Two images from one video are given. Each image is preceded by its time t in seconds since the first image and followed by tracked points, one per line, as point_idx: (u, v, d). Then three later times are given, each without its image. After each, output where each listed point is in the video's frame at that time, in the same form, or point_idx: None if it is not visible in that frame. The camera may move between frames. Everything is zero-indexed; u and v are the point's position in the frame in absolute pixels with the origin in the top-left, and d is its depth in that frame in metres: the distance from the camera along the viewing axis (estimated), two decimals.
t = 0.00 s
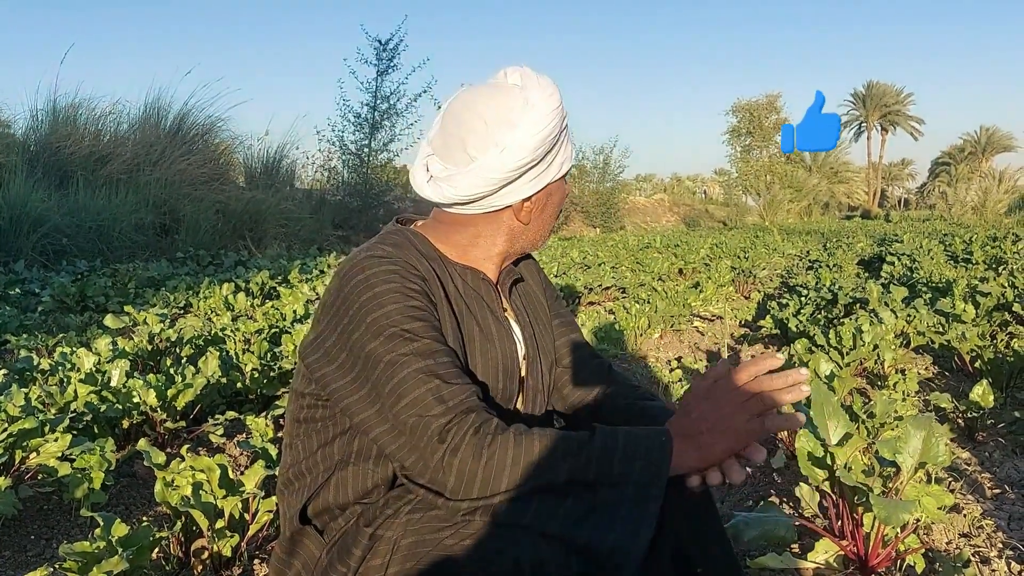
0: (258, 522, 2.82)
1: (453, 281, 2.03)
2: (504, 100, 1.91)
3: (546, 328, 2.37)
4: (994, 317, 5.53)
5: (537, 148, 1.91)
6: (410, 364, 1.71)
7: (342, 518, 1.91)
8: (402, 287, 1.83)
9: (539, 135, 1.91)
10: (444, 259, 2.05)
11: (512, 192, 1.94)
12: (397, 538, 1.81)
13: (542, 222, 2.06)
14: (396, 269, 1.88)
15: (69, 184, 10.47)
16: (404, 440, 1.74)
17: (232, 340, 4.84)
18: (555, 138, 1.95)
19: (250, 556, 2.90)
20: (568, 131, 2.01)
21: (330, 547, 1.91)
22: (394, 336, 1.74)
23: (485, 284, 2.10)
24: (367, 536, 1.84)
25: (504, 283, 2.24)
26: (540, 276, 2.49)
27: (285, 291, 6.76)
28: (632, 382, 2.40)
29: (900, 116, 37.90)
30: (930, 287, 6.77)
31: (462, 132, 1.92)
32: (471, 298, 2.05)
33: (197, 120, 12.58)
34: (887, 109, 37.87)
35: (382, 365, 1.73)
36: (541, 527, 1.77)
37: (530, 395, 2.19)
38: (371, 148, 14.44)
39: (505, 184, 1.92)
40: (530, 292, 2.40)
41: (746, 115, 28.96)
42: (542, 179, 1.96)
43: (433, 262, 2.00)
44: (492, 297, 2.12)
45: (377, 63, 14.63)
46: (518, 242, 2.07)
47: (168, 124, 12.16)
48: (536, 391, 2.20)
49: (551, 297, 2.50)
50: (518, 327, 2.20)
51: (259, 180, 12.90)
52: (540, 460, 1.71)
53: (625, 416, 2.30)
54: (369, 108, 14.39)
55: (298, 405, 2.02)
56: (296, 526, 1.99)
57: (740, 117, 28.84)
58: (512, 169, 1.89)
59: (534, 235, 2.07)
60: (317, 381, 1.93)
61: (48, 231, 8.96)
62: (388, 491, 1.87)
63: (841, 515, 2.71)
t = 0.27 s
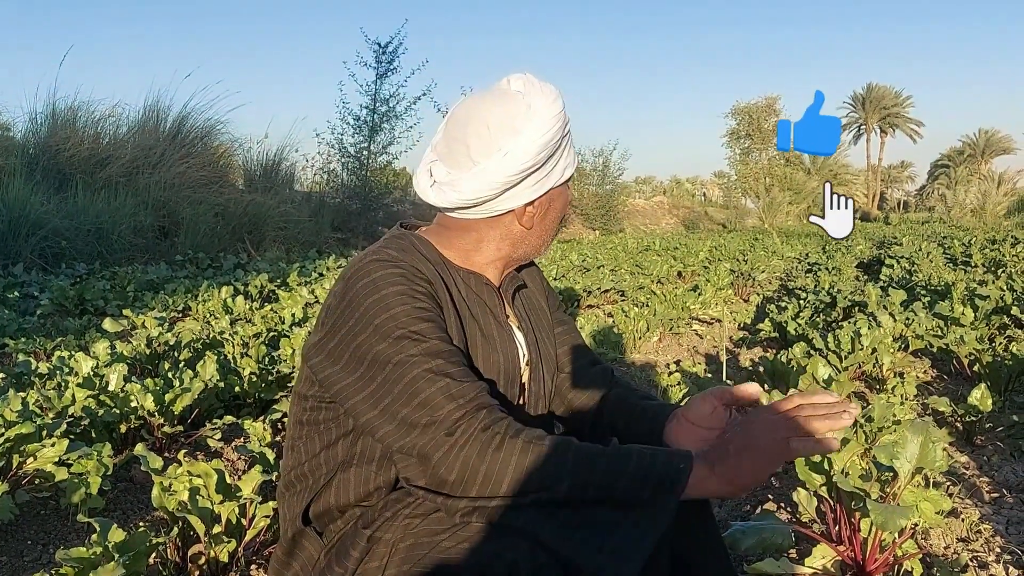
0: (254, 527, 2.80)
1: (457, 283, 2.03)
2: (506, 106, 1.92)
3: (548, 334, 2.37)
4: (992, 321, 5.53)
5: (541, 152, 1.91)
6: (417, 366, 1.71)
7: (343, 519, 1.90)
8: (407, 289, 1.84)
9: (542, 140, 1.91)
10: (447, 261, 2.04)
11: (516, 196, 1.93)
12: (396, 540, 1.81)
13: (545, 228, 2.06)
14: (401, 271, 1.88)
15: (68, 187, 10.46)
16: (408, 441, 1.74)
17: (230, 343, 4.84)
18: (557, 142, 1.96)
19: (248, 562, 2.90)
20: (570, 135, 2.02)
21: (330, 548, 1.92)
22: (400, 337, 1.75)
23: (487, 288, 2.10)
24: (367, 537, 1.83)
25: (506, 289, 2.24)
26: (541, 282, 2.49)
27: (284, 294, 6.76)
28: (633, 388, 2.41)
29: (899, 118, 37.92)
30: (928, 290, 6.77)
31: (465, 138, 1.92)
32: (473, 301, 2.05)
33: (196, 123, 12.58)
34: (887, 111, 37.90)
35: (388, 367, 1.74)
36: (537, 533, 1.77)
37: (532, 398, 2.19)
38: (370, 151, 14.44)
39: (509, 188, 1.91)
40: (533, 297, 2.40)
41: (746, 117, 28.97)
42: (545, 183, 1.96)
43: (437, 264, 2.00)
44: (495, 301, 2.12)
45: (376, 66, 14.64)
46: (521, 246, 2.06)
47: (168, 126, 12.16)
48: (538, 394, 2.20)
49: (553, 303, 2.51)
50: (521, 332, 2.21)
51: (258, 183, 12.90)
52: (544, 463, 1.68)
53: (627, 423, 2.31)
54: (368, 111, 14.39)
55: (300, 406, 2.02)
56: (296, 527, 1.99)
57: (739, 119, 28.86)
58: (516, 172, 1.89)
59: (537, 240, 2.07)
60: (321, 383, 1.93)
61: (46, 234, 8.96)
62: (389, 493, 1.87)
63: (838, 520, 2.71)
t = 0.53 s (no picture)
0: (252, 531, 2.80)
1: (456, 286, 2.02)
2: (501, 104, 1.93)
3: (549, 337, 2.37)
4: (991, 323, 5.53)
5: (534, 150, 1.92)
6: (412, 370, 1.71)
7: (342, 523, 1.91)
8: (405, 292, 1.83)
9: (536, 139, 1.92)
10: (448, 264, 2.04)
11: (510, 195, 1.93)
12: (393, 546, 1.80)
13: (541, 231, 2.05)
14: (400, 274, 1.88)
15: (67, 189, 10.46)
16: (404, 446, 1.73)
17: (228, 346, 4.83)
18: (552, 140, 1.96)
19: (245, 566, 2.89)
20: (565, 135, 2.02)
21: (329, 553, 1.91)
22: (396, 342, 1.74)
23: (489, 291, 2.10)
24: (365, 542, 1.83)
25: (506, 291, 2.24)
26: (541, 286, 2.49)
27: (283, 297, 6.76)
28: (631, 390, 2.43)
29: (898, 121, 37.98)
30: (927, 293, 6.77)
31: (459, 137, 1.93)
32: (474, 305, 2.04)
33: (195, 125, 12.58)
34: (886, 114, 37.94)
35: (383, 371, 1.73)
36: (533, 539, 1.76)
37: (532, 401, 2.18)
38: (369, 153, 14.45)
39: (503, 186, 1.92)
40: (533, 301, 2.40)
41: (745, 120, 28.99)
42: (537, 181, 1.95)
43: (436, 265, 2.00)
44: (495, 304, 2.11)
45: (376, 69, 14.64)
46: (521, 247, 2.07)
47: (167, 129, 12.16)
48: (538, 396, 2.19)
49: (552, 306, 2.50)
50: (523, 338, 2.21)
51: (257, 185, 12.90)
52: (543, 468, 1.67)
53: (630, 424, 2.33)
54: (367, 113, 14.39)
55: (301, 408, 2.02)
56: (295, 532, 1.98)
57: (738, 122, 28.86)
58: (509, 171, 1.89)
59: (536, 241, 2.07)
60: (321, 386, 1.93)
61: (45, 236, 8.96)
62: (388, 497, 1.87)
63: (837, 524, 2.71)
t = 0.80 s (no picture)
0: (250, 533, 2.80)
1: (442, 293, 2.03)
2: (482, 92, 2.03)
3: (545, 343, 2.36)
4: (990, 325, 5.53)
5: (476, 133, 1.95)
6: (390, 374, 1.70)
7: (331, 527, 1.91)
8: (387, 296, 1.83)
9: (484, 125, 1.95)
10: (438, 273, 2.07)
11: (448, 173, 1.98)
12: (381, 549, 1.79)
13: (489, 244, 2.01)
14: (386, 278, 1.88)
15: (66, 191, 10.46)
16: (387, 449, 1.74)
17: (227, 348, 4.83)
18: (510, 142, 1.93)
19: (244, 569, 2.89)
20: (531, 136, 1.96)
21: (319, 555, 1.91)
22: (376, 346, 1.74)
23: (477, 297, 2.11)
24: (353, 544, 1.83)
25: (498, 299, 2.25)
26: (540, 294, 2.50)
27: (282, 299, 6.75)
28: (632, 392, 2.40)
29: (897, 123, 38.02)
30: (926, 295, 6.77)
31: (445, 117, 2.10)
32: (462, 311, 2.05)
33: (195, 127, 12.58)
34: (885, 116, 37.97)
35: (363, 375, 1.74)
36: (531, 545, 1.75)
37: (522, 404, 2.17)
38: (369, 155, 14.45)
39: (446, 163, 1.99)
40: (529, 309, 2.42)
41: (745, 122, 28.99)
42: (477, 167, 1.93)
43: (422, 273, 2.01)
44: (489, 313, 2.12)
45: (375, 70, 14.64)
46: (481, 261, 2.03)
47: (166, 131, 12.16)
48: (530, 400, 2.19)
49: (550, 311, 2.49)
50: (517, 344, 2.22)
51: (256, 187, 12.90)
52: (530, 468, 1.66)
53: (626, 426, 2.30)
54: (367, 115, 14.40)
55: (293, 411, 2.04)
56: (286, 534, 1.98)
57: (738, 124, 28.88)
58: (451, 146, 1.98)
59: (492, 259, 2.01)
60: (309, 389, 1.95)
61: (44, 238, 8.96)
62: (376, 500, 1.86)
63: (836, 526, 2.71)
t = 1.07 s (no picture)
0: (250, 535, 2.80)
1: (433, 296, 2.03)
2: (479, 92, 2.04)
3: (538, 344, 2.37)
4: (990, 327, 5.53)
5: (468, 134, 1.95)
6: (377, 380, 1.70)
7: (325, 532, 1.91)
8: (374, 302, 1.83)
9: (476, 127, 1.96)
10: (428, 275, 2.06)
11: (439, 172, 1.99)
12: (375, 553, 1.80)
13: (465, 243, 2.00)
14: (373, 284, 1.89)
15: (67, 193, 10.45)
16: (376, 453, 1.74)
17: (227, 349, 4.83)
18: (503, 146, 1.93)
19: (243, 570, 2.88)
20: (523, 143, 1.96)
21: (314, 561, 1.91)
22: (362, 352, 1.74)
23: (468, 297, 2.10)
24: (347, 549, 1.83)
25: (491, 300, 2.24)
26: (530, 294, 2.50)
27: (282, 300, 6.76)
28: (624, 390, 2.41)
29: (897, 125, 38.05)
30: (926, 297, 6.78)
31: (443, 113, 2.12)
32: (452, 314, 2.04)
33: (195, 129, 12.59)
34: (885, 117, 38.01)
35: (351, 382, 1.74)
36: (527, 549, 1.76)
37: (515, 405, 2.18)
38: (369, 157, 14.46)
39: (437, 161, 2.00)
40: (521, 310, 2.41)
41: (745, 124, 28.99)
42: (467, 169, 1.94)
43: (411, 277, 2.01)
44: (479, 316, 2.11)
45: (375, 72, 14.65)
46: (462, 263, 2.02)
47: (166, 132, 12.17)
48: (523, 400, 2.19)
49: (543, 312, 2.50)
50: (509, 344, 2.21)
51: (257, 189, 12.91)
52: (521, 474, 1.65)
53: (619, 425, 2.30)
54: (367, 117, 14.40)
55: (285, 417, 2.04)
56: (280, 540, 1.98)
57: (738, 126, 28.88)
58: (443, 145, 1.99)
59: (473, 260, 2.01)
60: (300, 396, 1.95)
61: (45, 240, 8.96)
62: (369, 504, 1.87)
63: (836, 527, 2.72)
